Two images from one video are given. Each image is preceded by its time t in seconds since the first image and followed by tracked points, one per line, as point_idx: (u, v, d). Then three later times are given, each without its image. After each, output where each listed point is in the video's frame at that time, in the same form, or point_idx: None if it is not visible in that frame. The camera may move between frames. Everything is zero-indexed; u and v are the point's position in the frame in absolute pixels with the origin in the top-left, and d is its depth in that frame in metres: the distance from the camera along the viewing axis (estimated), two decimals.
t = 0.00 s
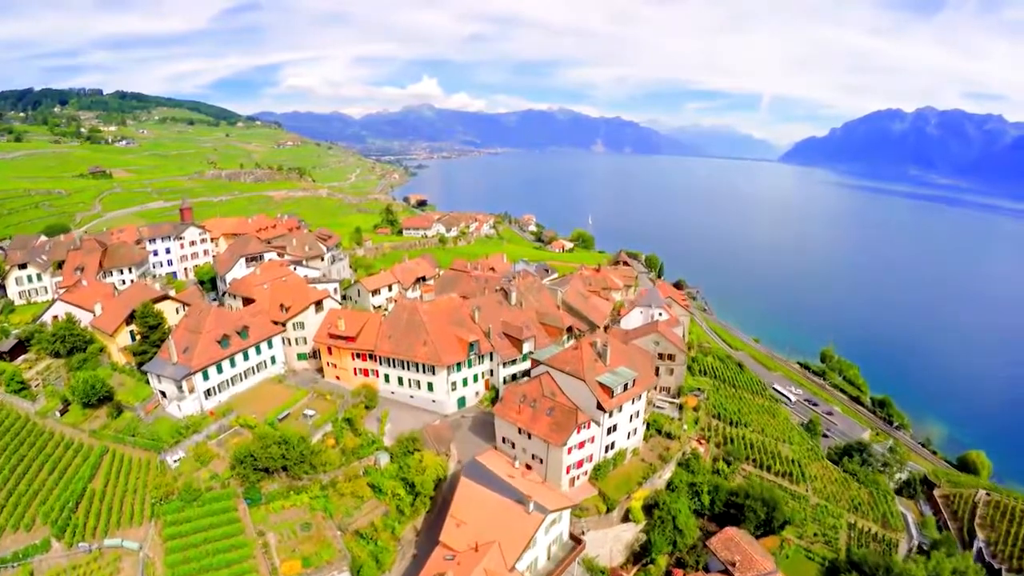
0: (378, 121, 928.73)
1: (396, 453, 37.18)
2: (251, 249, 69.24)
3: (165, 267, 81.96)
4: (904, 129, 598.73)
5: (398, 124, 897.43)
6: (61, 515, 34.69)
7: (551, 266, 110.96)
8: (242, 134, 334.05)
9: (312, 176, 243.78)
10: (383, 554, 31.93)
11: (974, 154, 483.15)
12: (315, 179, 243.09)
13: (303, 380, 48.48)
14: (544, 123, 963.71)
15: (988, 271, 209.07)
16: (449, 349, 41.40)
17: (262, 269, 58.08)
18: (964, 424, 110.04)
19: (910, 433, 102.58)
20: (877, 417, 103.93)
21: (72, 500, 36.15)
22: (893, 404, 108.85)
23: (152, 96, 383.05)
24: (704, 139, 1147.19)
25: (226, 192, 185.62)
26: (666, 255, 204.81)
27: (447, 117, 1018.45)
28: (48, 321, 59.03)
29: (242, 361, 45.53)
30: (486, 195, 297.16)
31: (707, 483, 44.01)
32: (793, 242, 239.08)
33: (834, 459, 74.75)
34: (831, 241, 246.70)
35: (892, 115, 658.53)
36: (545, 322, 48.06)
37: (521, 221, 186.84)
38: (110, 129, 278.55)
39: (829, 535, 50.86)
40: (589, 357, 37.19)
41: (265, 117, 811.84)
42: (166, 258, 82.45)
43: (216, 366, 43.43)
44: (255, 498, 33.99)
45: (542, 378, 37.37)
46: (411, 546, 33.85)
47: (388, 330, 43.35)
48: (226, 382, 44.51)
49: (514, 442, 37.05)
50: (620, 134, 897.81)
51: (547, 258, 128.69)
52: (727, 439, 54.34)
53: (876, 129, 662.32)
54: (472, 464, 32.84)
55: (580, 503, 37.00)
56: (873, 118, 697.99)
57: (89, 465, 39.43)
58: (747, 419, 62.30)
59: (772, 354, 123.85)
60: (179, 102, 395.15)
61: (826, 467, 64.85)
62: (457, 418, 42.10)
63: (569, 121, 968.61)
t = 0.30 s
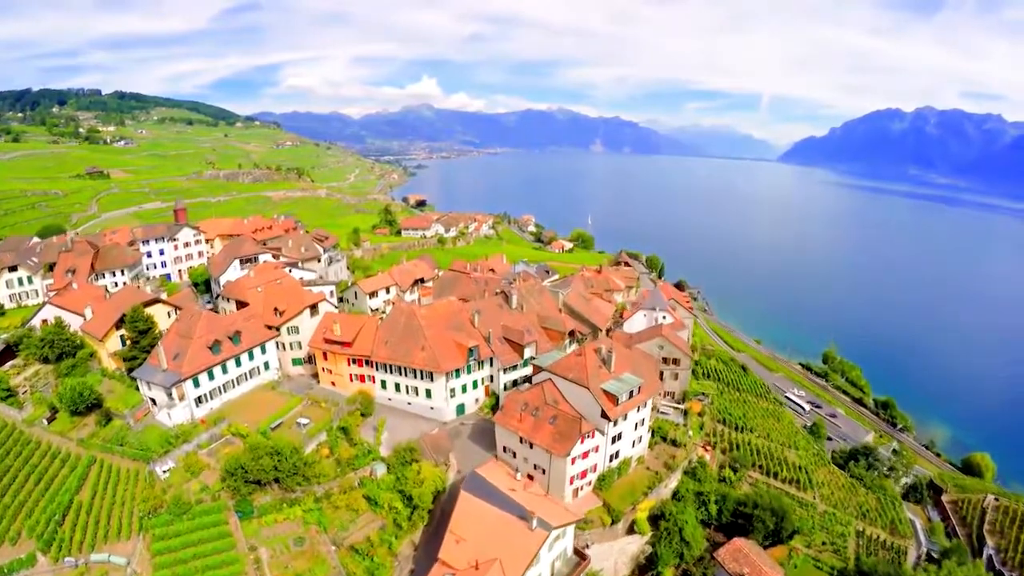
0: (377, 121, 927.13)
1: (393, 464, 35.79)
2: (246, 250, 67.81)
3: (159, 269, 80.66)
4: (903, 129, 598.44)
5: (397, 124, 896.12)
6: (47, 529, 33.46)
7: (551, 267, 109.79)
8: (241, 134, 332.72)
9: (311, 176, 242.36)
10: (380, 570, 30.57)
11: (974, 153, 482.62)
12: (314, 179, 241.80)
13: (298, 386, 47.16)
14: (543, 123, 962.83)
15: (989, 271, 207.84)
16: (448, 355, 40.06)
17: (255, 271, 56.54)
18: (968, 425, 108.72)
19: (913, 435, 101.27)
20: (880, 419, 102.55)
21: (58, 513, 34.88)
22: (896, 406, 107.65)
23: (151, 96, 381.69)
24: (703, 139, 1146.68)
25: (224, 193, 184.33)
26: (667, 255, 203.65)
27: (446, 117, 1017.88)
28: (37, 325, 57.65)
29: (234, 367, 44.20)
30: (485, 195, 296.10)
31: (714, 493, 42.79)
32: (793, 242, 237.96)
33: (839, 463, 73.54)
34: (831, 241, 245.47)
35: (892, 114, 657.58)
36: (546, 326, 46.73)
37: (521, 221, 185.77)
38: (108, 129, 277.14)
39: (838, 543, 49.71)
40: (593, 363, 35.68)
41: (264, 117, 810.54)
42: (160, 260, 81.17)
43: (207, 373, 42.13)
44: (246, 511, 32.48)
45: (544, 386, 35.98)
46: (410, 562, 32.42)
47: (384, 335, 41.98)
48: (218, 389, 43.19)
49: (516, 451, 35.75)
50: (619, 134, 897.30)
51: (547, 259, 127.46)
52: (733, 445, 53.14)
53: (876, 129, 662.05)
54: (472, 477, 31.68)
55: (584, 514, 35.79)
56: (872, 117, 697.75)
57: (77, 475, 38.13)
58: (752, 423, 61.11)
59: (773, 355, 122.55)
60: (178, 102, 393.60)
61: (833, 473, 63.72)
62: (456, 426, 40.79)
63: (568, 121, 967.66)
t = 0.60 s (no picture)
0: (376, 121, 924.97)
1: (389, 475, 34.34)
2: (240, 251, 66.38)
3: (152, 270, 79.21)
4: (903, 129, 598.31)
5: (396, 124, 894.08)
6: (31, 543, 32.40)
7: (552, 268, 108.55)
8: (240, 134, 330.84)
9: (310, 176, 240.75)
10: None
11: (973, 153, 482.19)
12: (313, 179, 240.13)
13: (292, 393, 45.78)
14: (543, 123, 961.78)
15: (990, 271, 206.81)
16: (446, 362, 38.67)
17: (249, 274, 55.07)
18: (971, 426, 107.54)
19: (916, 437, 100.12)
20: (883, 421, 101.28)
21: (43, 525, 33.78)
22: (899, 408, 106.45)
23: (149, 96, 379.54)
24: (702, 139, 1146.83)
25: (222, 192, 182.81)
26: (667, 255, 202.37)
27: (446, 117, 1016.17)
28: (26, 329, 56.17)
29: (225, 373, 42.84)
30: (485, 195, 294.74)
31: (721, 503, 41.61)
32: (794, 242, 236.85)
33: (844, 468, 72.29)
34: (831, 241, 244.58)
35: (891, 114, 657.40)
36: (547, 330, 45.37)
37: (520, 221, 184.52)
38: (107, 129, 275.14)
39: (846, 553, 48.51)
40: (597, 370, 34.23)
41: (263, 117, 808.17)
42: (154, 261, 79.76)
43: (198, 380, 40.80)
44: (237, 525, 31.11)
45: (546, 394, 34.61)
46: None
47: (381, 339, 40.58)
48: (209, 396, 41.85)
49: (517, 461, 34.48)
50: (618, 134, 896.41)
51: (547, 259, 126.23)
52: (739, 451, 51.93)
53: (875, 129, 661.98)
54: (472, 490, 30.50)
55: (588, 527, 34.57)
56: (871, 117, 697.74)
57: (63, 486, 36.92)
58: (757, 429, 59.84)
59: (775, 356, 121.34)
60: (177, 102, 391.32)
61: (839, 478, 62.47)
62: (455, 434, 39.47)
63: (567, 121, 966.63)
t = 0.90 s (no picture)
0: (376, 121, 923.28)
1: (386, 487, 33.02)
2: (234, 253, 65.00)
3: (145, 272, 77.97)
4: (903, 129, 597.83)
5: (396, 124, 892.25)
6: (14, 558, 31.02)
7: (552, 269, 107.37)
8: (239, 134, 329.27)
9: (309, 176, 239.33)
10: None
11: (973, 152, 481.52)
12: (312, 179, 238.85)
13: (286, 400, 44.44)
14: (542, 123, 960.59)
15: (991, 271, 205.56)
16: (445, 368, 37.30)
17: (243, 276, 53.68)
18: (974, 428, 106.44)
19: (920, 440, 98.88)
20: (886, 424, 100.07)
21: (28, 539, 32.44)
22: (903, 410, 105.20)
23: (148, 96, 377.89)
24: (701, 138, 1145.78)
25: (220, 193, 181.41)
26: (667, 255, 201.26)
27: (445, 117, 1015.08)
28: (14, 333, 54.74)
29: (217, 380, 41.56)
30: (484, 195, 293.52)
31: (729, 513, 40.19)
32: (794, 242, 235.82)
33: (850, 473, 70.96)
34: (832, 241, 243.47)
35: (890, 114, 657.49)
36: (549, 334, 44.01)
37: (520, 221, 183.39)
38: (105, 129, 273.32)
39: (855, 563, 47.21)
40: (602, 379, 32.70)
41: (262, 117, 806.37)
42: (147, 263, 78.38)
43: (189, 387, 39.54)
44: (228, 540, 29.78)
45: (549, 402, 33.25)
46: None
47: (377, 345, 39.21)
48: (200, 404, 40.56)
49: (519, 472, 33.17)
50: (618, 134, 895.78)
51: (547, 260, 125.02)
52: (745, 458, 50.59)
53: (874, 129, 661.86)
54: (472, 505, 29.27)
55: (592, 540, 33.25)
56: (870, 117, 697.39)
57: (48, 499, 35.60)
58: (763, 434, 58.49)
59: (777, 357, 120.15)
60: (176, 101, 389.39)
61: (846, 485, 61.16)
62: (454, 443, 38.16)
63: (567, 121, 966.19)
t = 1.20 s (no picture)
0: (375, 121, 921.65)
1: (382, 501, 31.78)
2: (228, 255, 63.70)
3: (138, 274, 76.65)
4: (902, 129, 597.87)
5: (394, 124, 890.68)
6: None
7: (552, 270, 106.22)
8: (237, 134, 327.58)
9: (307, 176, 237.84)
10: None
11: (972, 152, 481.24)
12: (310, 179, 237.53)
13: (280, 408, 43.05)
14: (541, 123, 959.61)
15: (993, 271, 204.54)
16: (443, 375, 35.97)
17: (236, 279, 52.19)
18: (978, 430, 105.09)
19: (923, 442, 97.73)
20: (890, 426, 98.82)
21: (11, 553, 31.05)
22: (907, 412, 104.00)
23: (147, 96, 375.95)
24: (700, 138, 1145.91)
25: (217, 193, 180.10)
26: (668, 256, 200.17)
27: (444, 117, 1013.72)
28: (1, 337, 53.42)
29: (208, 387, 40.27)
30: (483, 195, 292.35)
31: (737, 524, 38.91)
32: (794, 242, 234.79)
33: (856, 478, 69.65)
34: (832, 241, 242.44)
35: (889, 114, 657.34)
36: (551, 339, 42.61)
37: (519, 221, 182.32)
38: (103, 129, 271.63)
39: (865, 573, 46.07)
40: (608, 388, 31.36)
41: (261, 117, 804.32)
42: (140, 265, 77.11)
43: (178, 395, 38.27)
44: (217, 556, 28.44)
45: (551, 411, 31.92)
46: None
47: (374, 351, 37.86)
48: (190, 412, 39.29)
49: (521, 484, 31.86)
50: (617, 134, 895.55)
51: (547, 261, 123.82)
52: (752, 465, 49.40)
53: (873, 129, 661.84)
54: (471, 523, 28.07)
55: (596, 555, 31.95)
56: (869, 117, 697.68)
57: (33, 511, 34.25)
58: (769, 440, 57.27)
59: (778, 359, 118.99)
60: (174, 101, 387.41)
61: (853, 491, 60.03)
62: (453, 452, 36.86)
63: (566, 121, 965.37)
